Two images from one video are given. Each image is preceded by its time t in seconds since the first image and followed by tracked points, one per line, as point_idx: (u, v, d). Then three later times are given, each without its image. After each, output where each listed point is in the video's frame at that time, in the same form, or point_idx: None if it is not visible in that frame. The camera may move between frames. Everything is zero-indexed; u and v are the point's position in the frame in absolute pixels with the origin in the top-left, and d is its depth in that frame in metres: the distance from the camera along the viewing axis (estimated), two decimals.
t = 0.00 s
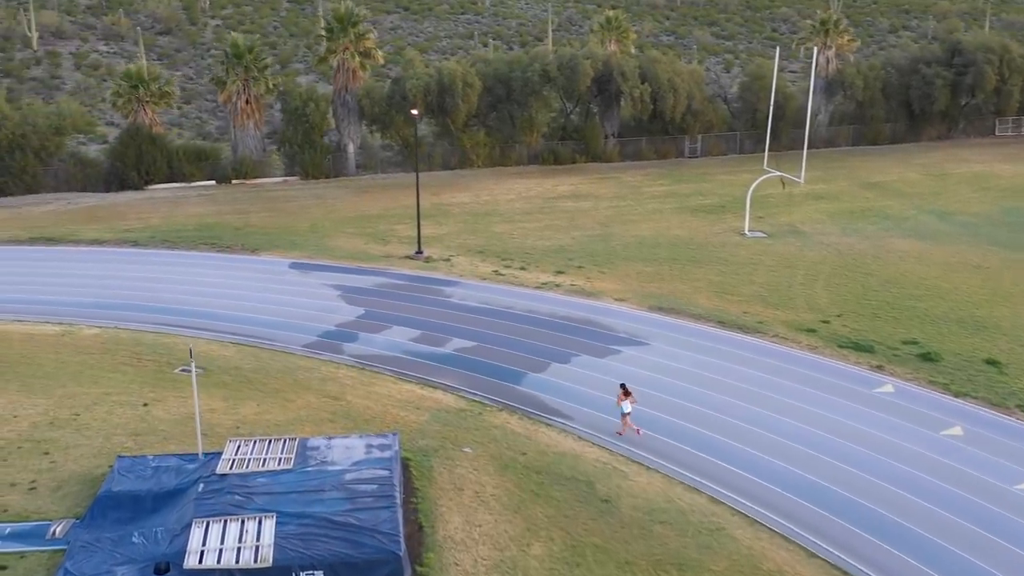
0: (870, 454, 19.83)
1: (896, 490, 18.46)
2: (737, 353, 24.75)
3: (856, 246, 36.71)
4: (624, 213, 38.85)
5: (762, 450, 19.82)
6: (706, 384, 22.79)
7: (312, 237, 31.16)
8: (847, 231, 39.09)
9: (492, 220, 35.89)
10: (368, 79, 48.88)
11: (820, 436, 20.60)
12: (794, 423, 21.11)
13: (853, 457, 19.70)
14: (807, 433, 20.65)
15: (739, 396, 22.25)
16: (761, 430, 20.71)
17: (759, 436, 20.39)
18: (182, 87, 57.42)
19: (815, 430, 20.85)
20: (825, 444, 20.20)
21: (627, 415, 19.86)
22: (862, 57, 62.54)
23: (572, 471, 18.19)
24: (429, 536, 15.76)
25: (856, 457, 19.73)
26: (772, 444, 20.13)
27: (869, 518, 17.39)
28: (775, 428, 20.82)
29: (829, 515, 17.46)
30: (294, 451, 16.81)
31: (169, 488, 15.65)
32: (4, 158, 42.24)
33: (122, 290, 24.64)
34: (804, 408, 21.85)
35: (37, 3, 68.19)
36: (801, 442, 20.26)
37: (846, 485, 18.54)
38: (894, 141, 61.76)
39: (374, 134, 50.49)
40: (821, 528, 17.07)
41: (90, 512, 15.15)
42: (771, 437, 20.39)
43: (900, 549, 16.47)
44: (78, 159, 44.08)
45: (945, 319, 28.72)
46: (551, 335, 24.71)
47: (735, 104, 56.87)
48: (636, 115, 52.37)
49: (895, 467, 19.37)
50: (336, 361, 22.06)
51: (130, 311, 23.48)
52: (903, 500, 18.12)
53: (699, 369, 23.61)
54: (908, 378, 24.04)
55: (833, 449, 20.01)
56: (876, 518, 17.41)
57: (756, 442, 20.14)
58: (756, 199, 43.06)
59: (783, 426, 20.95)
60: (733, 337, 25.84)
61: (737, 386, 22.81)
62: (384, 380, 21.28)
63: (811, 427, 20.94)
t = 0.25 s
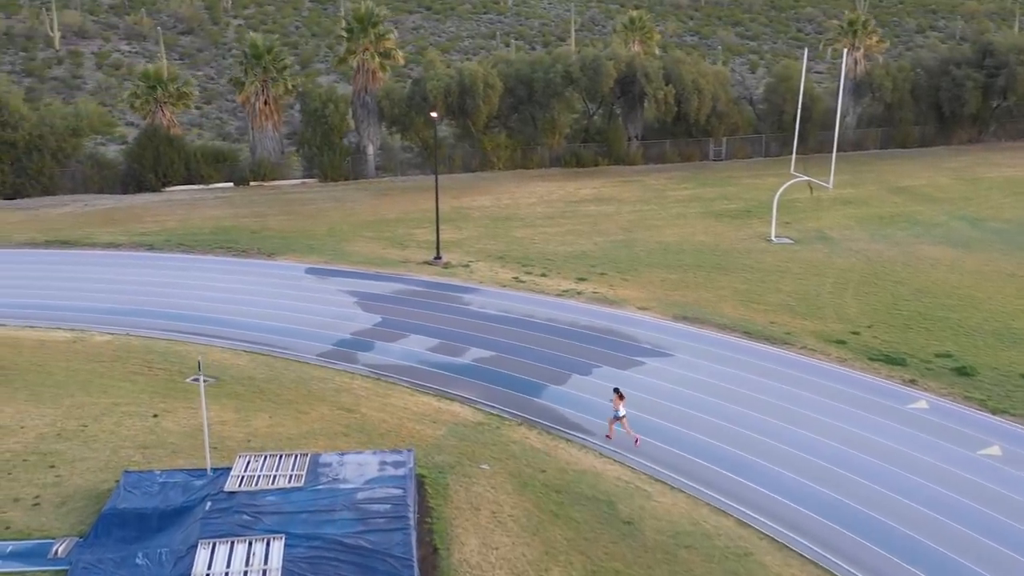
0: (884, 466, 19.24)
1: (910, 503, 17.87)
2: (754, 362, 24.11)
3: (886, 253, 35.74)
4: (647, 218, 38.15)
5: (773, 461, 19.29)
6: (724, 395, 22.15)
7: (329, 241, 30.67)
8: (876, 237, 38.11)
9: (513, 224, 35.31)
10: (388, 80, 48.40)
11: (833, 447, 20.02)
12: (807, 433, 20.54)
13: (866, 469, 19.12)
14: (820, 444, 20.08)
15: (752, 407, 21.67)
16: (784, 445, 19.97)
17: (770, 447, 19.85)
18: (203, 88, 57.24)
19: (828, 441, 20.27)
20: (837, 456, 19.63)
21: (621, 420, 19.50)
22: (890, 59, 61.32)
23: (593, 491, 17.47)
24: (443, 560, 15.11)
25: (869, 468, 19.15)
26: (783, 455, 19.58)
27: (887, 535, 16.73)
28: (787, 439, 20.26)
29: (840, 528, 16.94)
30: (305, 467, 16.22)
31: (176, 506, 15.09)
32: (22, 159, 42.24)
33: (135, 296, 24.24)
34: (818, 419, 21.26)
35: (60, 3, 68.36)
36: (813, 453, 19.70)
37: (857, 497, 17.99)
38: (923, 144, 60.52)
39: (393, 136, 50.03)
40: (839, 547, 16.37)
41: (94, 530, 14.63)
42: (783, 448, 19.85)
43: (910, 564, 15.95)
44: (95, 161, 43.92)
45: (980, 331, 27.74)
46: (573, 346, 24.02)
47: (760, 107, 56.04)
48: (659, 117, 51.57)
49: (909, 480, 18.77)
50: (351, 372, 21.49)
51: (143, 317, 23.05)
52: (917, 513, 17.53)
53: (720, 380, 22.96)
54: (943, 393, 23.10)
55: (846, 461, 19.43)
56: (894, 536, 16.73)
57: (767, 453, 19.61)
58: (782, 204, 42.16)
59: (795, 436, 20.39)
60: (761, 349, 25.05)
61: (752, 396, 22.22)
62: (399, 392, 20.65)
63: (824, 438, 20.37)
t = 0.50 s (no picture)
0: (895, 477, 18.66)
1: (921, 517, 17.29)
2: (770, 373, 23.49)
3: (916, 261, 34.75)
4: (671, 223, 37.43)
5: (781, 473, 18.78)
6: (739, 407, 21.55)
7: (347, 246, 30.17)
8: (906, 244, 37.12)
9: (533, 229, 34.69)
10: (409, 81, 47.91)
11: (844, 458, 19.45)
12: (817, 444, 19.99)
13: (881, 483, 18.50)
14: (830, 455, 19.53)
15: (764, 417, 21.12)
16: (805, 462, 19.25)
17: (779, 459, 19.32)
18: (223, 88, 57.03)
19: (839, 452, 19.71)
20: (847, 467, 19.07)
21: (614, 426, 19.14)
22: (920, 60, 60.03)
23: (614, 513, 16.75)
24: None
25: (879, 479, 18.59)
26: (792, 466, 19.06)
27: (905, 555, 16.04)
28: (797, 450, 19.73)
29: (849, 542, 16.41)
30: (315, 486, 15.61)
31: (181, 526, 14.51)
32: (38, 160, 42.25)
33: (148, 302, 23.82)
34: (830, 429, 20.69)
35: (84, 3, 68.49)
36: (835, 469, 18.99)
37: (878, 515, 17.27)
38: (953, 147, 59.22)
39: (413, 139, 49.58)
40: (855, 567, 15.70)
41: (97, 551, 14.07)
42: (791, 459, 19.32)
43: None
44: (112, 162, 43.87)
45: (1016, 343, 26.75)
46: (595, 358, 23.32)
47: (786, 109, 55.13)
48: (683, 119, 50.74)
49: (921, 492, 18.17)
50: (368, 383, 20.90)
51: (155, 324, 22.61)
52: (928, 527, 16.94)
53: (738, 392, 22.31)
54: (980, 409, 22.12)
55: (856, 472, 18.89)
56: (913, 555, 16.04)
57: (776, 465, 19.09)
58: (810, 209, 41.21)
59: (805, 447, 19.84)
60: (787, 361, 24.26)
61: (765, 406, 21.66)
62: (415, 405, 20.03)
63: (835, 449, 19.80)
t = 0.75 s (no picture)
0: (920, 497, 17.81)
1: (936, 534, 16.59)
2: (791, 385, 22.77)
3: (949, 270, 33.78)
4: (696, 228, 36.66)
5: (793, 487, 18.16)
6: (757, 420, 20.87)
7: (365, 251, 29.66)
8: (938, 251, 36.13)
9: (555, 234, 34.05)
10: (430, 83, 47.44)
11: (860, 472, 18.77)
12: (833, 458, 19.31)
13: (905, 502, 17.66)
14: (849, 471, 18.78)
15: (780, 430, 20.46)
16: (827, 479, 18.49)
17: (792, 472, 18.69)
18: (244, 89, 56.82)
19: (859, 468, 18.95)
20: (863, 481, 18.39)
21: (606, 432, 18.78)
22: (951, 62, 58.72)
23: (636, 536, 16.04)
24: None
25: (900, 497, 17.81)
26: (805, 480, 18.42)
27: None
28: (812, 463, 19.07)
29: (867, 564, 15.66)
30: (326, 506, 15.02)
31: (187, 548, 13.96)
32: (56, 162, 42.06)
33: (162, 310, 23.39)
34: (847, 442, 20.00)
35: (107, 2, 68.59)
36: (857, 487, 18.19)
37: (899, 536, 16.48)
38: (985, 151, 57.89)
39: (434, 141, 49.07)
40: None
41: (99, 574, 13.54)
42: (805, 473, 18.68)
43: None
44: (130, 164, 43.80)
45: None
46: (617, 370, 22.65)
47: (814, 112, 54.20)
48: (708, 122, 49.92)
49: (939, 508, 17.44)
50: (383, 395, 20.35)
51: (167, 332, 22.18)
52: (944, 546, 16.24)
53: (758, 405, 21.62)
54: (1019, 428, 21.15)
55: (879, 490, 18.07)
56: None
57: (789, 479, 18.46)
58: (838, 214, 40.28)
59: (821, 461, 19.18)
60: (816, 375, 23.46)
61: (781, 419, 20.99)
62: (431, 420, 19.43)
63: (851, 463, 19.12)
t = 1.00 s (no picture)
0: (949, 518, 16.92)
1: (959, 554, 15.80)
2: (815, 399, 21.98)
3: (984, 279, 32.73)
4: (721, 235, 35.82)
5: (807, 502, 17.48)
6: (777, 436, 20.10)
7: (383, 256, 29.10)
8: (972, 259, 35.06)
9: (577, 240, 33.35)
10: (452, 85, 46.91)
11: (878, 488, 18.02)
12: (850, 473, 18.59)
13: (932, 522, 16.79)
14: (874, 489, 17.94)
15: (798, 445, 19.71)
16: (850, 497, 17.68)
17: (807, 488, 17.98)
18: (265, 90, 56.54)
19: (885, 486, 18.09)
20: (880, 497, 17.65)
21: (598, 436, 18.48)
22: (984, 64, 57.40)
23: (660, 563, 15.29)
24: None
25: (926, 517, 16.94)
26: (820, 496, 17.72)
27: None
28: (828, 479, 18.36)
29: None
30: (336, 529, 14.40)
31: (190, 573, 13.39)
32: (73, 164, 41.88)
33: (175, 317, 22.95)
34: (866, 458, 19.23)
35: (131, 2, 68.62)
36: (882, 506, 17.36)
37: (923, 559, 15.66)
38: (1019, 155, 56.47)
39: (455, 144, 48.50)
40: None
41: None
42: (821, 489, 17.96)
43: None
44: (148, 167, 43.65)
45: None
46: (642, 384, 21.90)
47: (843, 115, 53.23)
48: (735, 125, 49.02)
49: (969, 530, 16.54)
50: (400, 409, 19.76)
51: (178, 340, 21.74)
52: (970, 569, 15.39)
53: (781, 420, 20.83)
54: None
55: (905, 510, 17.21)
56: None
57: (803, 495, 17.77)
58: (869, 221, 39.27)
59: (837, 476, 18.45)
60: (846, 391, 22.60)
61: (800, 434, 20.25)
62: (448, 436, 18.79)
63: (869, 478, 18.36)
